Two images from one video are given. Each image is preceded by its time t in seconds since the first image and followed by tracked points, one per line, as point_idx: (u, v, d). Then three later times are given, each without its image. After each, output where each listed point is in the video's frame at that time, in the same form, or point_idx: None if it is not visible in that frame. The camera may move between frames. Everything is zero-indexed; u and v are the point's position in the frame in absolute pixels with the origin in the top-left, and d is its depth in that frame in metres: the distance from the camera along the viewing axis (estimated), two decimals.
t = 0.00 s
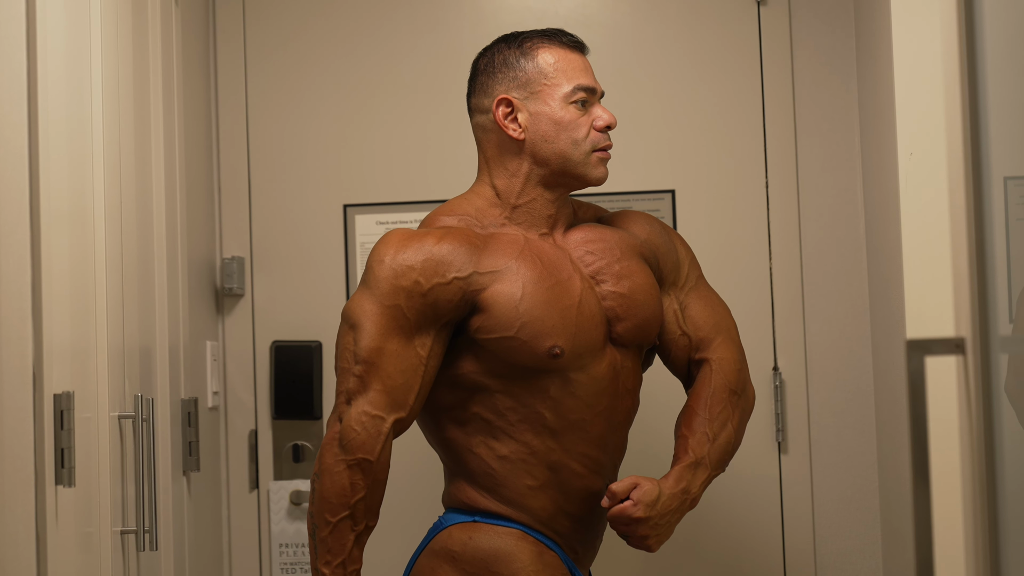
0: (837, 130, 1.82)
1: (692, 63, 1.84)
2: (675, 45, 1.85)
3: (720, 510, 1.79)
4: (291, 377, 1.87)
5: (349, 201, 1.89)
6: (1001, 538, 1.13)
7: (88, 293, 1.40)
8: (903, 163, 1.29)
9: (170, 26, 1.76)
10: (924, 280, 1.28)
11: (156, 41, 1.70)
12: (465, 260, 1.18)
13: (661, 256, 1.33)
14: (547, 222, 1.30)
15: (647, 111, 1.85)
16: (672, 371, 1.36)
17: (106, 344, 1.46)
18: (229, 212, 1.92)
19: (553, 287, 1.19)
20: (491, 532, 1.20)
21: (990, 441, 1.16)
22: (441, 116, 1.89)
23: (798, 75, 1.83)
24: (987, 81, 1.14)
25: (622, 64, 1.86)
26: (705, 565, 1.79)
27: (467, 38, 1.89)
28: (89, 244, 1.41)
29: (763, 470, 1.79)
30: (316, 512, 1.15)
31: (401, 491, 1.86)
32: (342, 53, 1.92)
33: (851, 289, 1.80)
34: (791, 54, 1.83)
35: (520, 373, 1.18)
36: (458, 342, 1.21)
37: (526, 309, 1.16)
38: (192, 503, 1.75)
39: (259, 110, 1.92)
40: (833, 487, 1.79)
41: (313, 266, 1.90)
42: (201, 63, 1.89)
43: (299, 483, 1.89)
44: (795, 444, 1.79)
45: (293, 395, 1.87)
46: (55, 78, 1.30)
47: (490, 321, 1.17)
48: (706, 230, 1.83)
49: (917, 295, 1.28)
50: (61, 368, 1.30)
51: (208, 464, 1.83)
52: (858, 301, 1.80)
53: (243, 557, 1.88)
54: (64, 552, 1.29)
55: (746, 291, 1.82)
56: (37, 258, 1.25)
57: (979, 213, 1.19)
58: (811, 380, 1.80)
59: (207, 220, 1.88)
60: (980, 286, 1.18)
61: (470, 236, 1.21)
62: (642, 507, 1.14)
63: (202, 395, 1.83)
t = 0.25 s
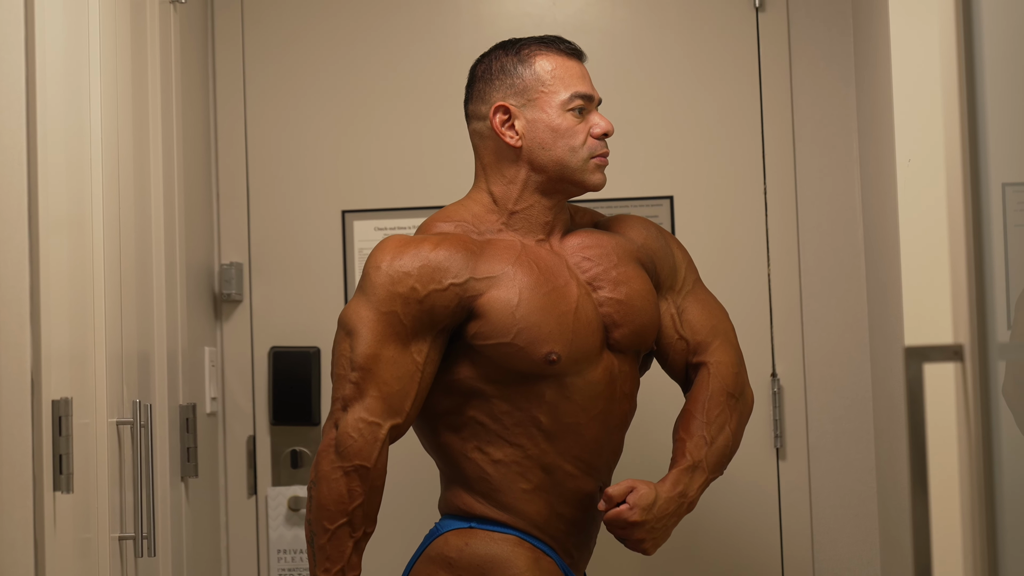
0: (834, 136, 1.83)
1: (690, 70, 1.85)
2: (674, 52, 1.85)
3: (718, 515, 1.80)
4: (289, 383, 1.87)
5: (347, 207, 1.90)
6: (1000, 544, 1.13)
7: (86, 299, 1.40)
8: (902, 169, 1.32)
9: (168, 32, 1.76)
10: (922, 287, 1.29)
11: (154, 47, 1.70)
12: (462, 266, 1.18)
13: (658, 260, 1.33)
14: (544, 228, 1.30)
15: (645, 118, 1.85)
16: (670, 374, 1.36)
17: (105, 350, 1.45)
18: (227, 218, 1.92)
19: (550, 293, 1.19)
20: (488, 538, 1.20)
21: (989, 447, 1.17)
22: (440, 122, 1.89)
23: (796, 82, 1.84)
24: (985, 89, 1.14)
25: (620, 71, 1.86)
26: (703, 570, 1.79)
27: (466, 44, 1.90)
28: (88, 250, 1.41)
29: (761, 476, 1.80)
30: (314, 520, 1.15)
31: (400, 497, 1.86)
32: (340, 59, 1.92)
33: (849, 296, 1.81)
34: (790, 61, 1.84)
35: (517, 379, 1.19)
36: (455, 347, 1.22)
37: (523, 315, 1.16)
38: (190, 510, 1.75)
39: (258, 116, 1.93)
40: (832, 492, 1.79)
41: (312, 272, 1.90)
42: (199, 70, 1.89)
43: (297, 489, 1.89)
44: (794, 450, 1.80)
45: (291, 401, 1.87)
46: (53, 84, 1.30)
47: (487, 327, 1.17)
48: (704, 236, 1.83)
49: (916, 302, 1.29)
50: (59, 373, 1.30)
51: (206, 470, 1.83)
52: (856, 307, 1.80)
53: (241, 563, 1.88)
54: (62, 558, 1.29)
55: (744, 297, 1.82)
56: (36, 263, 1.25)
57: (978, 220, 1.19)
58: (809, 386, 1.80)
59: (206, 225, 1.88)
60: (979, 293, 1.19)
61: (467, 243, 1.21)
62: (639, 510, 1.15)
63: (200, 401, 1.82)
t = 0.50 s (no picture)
0: (833, 143, 1.84)
1: (689, 75, 1.86)
2: (673, 58, 1.86)
3: (716, 520, 1.80)
4: (288, 387, 1.87)
5: (346, 212, 1.90)
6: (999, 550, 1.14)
7: (86, 302, 1.40)
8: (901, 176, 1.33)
9: (168, 36, 1.76)
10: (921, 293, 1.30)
11: (154, 51, 1.70)
12: (460, 272, 1.18)
13: (656, 266, 1.34)
14: (542, 234, 1.31)
15: (644, 123, 1.86)
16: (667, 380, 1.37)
17: (104, 355, 1.45)
18: (227, 223, 1.93)
19: (547, 299, 1.20)
20: (483, 544, 1.20)
21: (988, 454, 1.17)
22: (440, 127, 1.89)
23: (795, 89, 1.85)
24: (984, 97, 1.15)
25: (620, 77, 1.87)
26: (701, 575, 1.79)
27: (466, 50, 1.90)
28: (87, 255, 1.41)
29: (760, 481, 1.80)
30: (311, 526, 1.15)
31: (400, 502, 1.86)
32: (338, 63, 1.93)
33: (848, 301, 1.81)
34: (789, 67, 1.85)
35: (514, 385, 1.19)
36: (452, 353, 1.22)
37: (520, 321, 1.17)
38: (189, 514, 1.75)
39: (258, 121, 1.93)
40: (830, 498, 1.80)
41: (312, 277, 1.90)
42: (199, 74, 1.89)
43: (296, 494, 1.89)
44: (793, 455, 1.80)
45: (289, 405, 1.87)
46: (53, 89, 1.31)
47: (485, 333, 1.17)
48: (703, 242, 1.84)
49: (915, 308, 1.29)
50: (58, 378, 1.30)
51: (205, 475, 1.83)
52: (854, 313, 1.81)
53: (240, 567, 1.88)
54: (61, 563, 1.29)
55: (743, 302, 1.83)
56: (36, 268, 1.25)
57: (978, 228, 1.20)
58: (808, 391, 1.81)
59: (205, 230, 1.88)
60: (978, 300, 1.19)
61: (465, 249, 1.22)
62: (635, 517, 1.15)
63: (199, 406, 1.82)
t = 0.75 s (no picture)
0: (831, 149, 1.84)
1: (688, 81, 1.86)
2: (671, 64, 1.87)
3: (714, 526, 1.80)
4: (286, 392, 1.87)
5: (345, 217, 1.90)
6: (997, 557, 1.14)
7: (84, 307, 1.40)
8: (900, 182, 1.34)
9: (167, 40, 1.76)
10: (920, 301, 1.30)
11: (153, 55, 1.70)
12: (459, 278, 1.19)
13: (655, 272, 1.34)
14: (540, 240, 1.31)
15: (643, 129, 1.87)
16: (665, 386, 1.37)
17: (102, 359, 1.45)
18: (225, 227, 1.93)
19: (545, 305, 1.20)
20: (479, 548, 1.20)
21: (986, 461, 1.18)
22: (439, 132, 1.90)
23: (793, 95, 1.85)
24: (982, 104, 1.16)
25: (618, 82, 1.87)
26: None
27: (465, 55, 1.90)
28: (85, 260, 1.40)
29: (758, 487, 1.80)
30: (308, 531, 1.15)
31: (398, 507, 1.86)
32: (336, 67, 1.93)
33: (846, 307, 1.82)
34: (787, 73, 1.85)
35: (511, 390, 1.19)
36: (450, 358, 1.22)
37: (518, 327, 1.17)
38: (186, 520, 1.75)
39: (256, 125, 1.93)
40: (828, 503, 1.80)
41: (310, 281, 1.90)
42: (197, 78, 1.89)
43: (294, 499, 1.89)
44: (791, 461, 1.81)
45: (287, 411, 1.87)
46: (52, 94, 1.30)
47: (482, 339, 1.18)
48: (701, 248, 1.84)
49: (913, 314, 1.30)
50: (56, 383, 1.30)
51: (203, 480, 1.83)
52: (852, 319, 1.81)
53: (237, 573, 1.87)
54: (59, 568, 1.28)
55: (741, 308, 1.83)
56: (33, 272, 1.25)
57: (976, 235, 1.20)
58: (806, 397, 1.81)
59: (203, 233, 1.88)
60: (976, 307, 1.20)
61: (463, 254, 1.22)
62: (633, 523, 1.15)
63: (197, 411, 1.82)
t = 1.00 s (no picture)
0: (831, 152, 1.85)
1: (687, 84, 1.87)
2: (671, 67, 1.87)
3: (713, 528, 1.81)
4: (286, 395, 1.87)
5: (344, 219, 1.90)
6: (997, 560, 1.15)
7: (84, 309, 1.40)
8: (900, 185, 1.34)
9: (167, 43, 1.76)
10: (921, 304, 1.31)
11: (152, 57, 1.70)
12: (461, 281, 1.19)
13: (656, 275, 1.34)
14: (541, 243, 1.31)
15: (642, 132, 1.87)
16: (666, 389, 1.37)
17: (102, 361, 1.45)
18: (225, 229, 1.93)
19: (547, 308, 1.20)
20: (482, 550, 1.20)
21: (985, 464, 1.18)
22: (440, 135, 1.90)
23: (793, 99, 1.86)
24: (982, 108, 1.16)
25: (618, 85, 1.88)
26: None
27: (465, 58, 1.91)
28: (85, 262, 1.40)
29: (757, 489, 1.81)
30: (312, 535, 1.15)
31: (398, 510, 1.86)
32: (336, 70, 1.93)
33: (845, 310, 1.82)
34: (787, 77, 1.86)
35: (514, 394, 1.19)
36: (452, 361, 1.22)
37: (521, 330, 1.17)
38: (186, 522, 1.75)
39: (256, 128, 1.93)
40: (828, 506, 1.81)
41: (310, 284, 1.90)
42: (197, 80, 1.89)
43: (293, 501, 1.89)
44: (790, 464, 1.81)
45: (287, 413, 1.87)
46: (52, 96, 1.31)
47: (485, 342, 1.18)
48: (700, 251, 1.85)
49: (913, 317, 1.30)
50: (56, 385, 1.30)
51: (202, 482, 1.83)
52: (852, 322, 1.82)
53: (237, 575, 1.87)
54: (58, 570, 1.28)
55: (740, 311, 1.83)
56: (33, 275, 1.25)
57: (976, 239, 1.21)
58: (806, 400, 1.82)
59: (203, 235, 1.88)
60: (976, 310, 1.20)
61: (466, 258, 1.22)
62: (635, 527, 1.15)
63: (197, 413, 1.82)
